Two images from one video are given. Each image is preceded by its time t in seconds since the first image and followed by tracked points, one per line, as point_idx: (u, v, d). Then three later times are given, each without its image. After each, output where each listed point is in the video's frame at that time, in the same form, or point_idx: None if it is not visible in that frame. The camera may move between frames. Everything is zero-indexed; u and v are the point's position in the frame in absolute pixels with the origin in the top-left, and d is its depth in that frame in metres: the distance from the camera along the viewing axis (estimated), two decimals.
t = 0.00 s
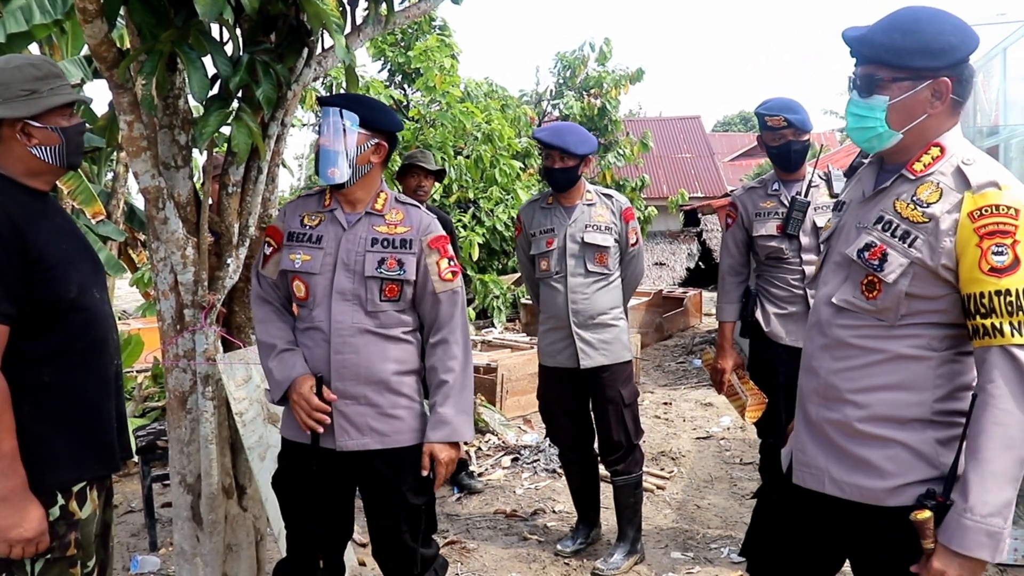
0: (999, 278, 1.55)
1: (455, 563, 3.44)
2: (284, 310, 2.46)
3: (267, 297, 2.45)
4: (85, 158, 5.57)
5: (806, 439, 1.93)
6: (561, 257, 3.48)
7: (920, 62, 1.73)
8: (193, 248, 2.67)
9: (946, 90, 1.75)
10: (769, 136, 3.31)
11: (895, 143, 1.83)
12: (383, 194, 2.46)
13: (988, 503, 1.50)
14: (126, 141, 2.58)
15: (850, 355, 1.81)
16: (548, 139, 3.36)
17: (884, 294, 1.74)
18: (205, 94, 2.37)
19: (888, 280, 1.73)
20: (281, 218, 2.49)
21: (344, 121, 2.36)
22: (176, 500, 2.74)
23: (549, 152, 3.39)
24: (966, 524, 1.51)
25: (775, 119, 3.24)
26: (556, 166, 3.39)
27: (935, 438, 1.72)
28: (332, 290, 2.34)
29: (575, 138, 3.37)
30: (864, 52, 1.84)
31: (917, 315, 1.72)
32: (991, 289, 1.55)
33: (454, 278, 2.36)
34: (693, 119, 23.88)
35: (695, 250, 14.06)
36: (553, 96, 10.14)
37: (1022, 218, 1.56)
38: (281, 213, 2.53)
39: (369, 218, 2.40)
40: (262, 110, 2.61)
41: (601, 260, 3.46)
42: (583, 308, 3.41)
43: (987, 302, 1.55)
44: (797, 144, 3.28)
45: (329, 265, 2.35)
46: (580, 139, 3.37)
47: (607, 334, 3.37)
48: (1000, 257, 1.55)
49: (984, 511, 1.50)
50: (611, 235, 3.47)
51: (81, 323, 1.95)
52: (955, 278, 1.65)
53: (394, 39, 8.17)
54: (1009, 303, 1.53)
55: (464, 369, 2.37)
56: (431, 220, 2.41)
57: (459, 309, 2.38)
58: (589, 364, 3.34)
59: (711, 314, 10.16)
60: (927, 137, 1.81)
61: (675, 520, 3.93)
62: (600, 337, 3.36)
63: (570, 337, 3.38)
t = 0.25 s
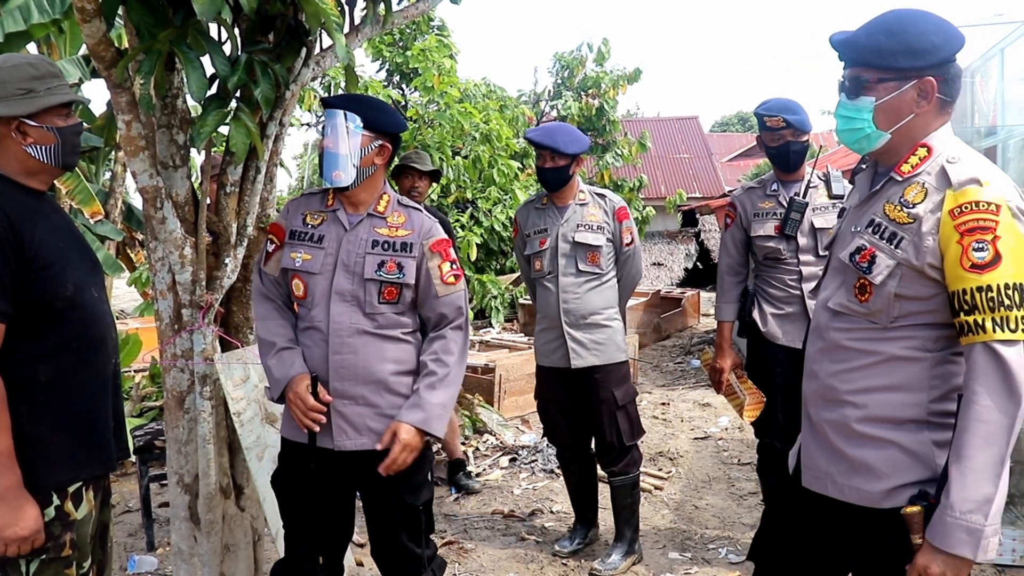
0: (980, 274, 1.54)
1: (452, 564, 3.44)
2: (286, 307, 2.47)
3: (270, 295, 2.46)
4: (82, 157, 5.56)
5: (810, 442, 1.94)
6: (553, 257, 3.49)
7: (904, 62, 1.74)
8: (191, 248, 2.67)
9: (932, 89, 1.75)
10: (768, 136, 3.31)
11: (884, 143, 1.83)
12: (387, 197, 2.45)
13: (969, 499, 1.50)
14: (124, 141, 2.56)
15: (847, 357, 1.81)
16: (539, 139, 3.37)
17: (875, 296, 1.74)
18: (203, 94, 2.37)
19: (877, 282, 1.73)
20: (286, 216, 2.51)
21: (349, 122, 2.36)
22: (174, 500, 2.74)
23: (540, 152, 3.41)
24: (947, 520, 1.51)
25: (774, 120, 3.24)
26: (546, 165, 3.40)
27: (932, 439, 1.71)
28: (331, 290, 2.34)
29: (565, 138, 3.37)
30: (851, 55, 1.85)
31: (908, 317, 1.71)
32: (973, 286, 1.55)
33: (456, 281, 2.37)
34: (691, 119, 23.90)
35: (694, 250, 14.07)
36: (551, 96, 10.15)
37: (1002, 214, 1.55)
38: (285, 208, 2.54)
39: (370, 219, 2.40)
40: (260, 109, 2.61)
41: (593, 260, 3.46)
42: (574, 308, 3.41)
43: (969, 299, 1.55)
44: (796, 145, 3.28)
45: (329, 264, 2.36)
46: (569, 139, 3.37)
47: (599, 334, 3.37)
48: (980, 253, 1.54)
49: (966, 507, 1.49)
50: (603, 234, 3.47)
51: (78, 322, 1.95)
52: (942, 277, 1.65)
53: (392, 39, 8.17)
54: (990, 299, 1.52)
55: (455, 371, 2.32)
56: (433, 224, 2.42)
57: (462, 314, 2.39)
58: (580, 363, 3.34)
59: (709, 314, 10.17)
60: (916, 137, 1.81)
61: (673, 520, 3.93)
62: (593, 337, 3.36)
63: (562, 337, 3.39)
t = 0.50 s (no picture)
0: (969, 270, 1.53)
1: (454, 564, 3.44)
2: (296, 305, 2.46)
3: (279, 292, 2.44)
4: (85, 159, 5.57)
5: (813, 443, 1.94)
6: (553, 257, 3.49)
7: (894, 62, 1.74)
8: (192, 249, 2.67)
9: (923, 87, 1.75)
10: (771, 137, 3.30)
11: (879, 142, 1.84)
12: (397, 198, 2.48)
13: (971, 501, 1.50)
14: (126, 142, 2.56)
15: (846, 357, 1.81)
16: (538, 139, 3.36)
17: (870, 296, 1.74)
18: (204, 95, 2.38)
19: (871, 281, 1.73)
20: (295, 217, 2.52)
21: (371, 131, 2.39)
22: (176, 501, 2.75)
23: (539, 152, 3.41)
24: (952, 523, 1.50)
25: (777, 121, 3.23)
26: (547, 166, 3.40)
27: (930, 440, 1.71)
28: (343, 289, 2.35)
29: (564, 138, 3.37)
30: (845, 55, 1.86)
31: (903, 317, 1.71)
32: (961, 283, 1.54)
33: (463, 283, 2.42)
34: (692, 120, 23.90)
35: (696, 251, 14.07)
36: (553, 97, 10.15)
37: (991, 211, 1.55)
38: (294, 211, 2.55)
39: (382, 219, 2.43)
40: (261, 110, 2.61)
41: (594, 259, 3.46)
42: (575, 308, 3.41)
43: (958, 296, 1.55)
44: (798, 146, 3.28)
45: (340, 263, 2.37)
46: (569, 139, 3.36)
47: (599, 334, 3.36)
48: (969, 249, 1.54)
49: (968, 509, 1.49)
50: (603, 234, 3.47)
51: (80, 320, 1.94)
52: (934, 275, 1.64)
53: (393, 40, 8.18)
54: (978, 295, 1.52)
55: (446, 356, 2.36)
56: (442, 225, 2.46)
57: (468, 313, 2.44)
58: (581, 363, 3.34)
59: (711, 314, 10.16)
60: (911, 135, 1.81)
61: (675, 521, 3.92)
62: (594, 337, 3.36)
63: (563, 337, 3.39)
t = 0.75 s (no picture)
0: (972, 268, 1.53)
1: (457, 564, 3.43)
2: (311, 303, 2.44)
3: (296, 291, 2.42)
4: (89, 157, 5.57)
5: (818, 444, 1.93)
6: (558, 256, 3.49)
7: (897, 61, 1.74)
8: (196, 247, 2.68)
9: (927, 86, 1.74)
10: (777, 139, 3.29)
11: (882, 142, 1.83)
12: (407, 194, 2.50)
13: (968, 500, 1.49)
14: (130, 140, 2.57)
15: (849, 359, 1.81)
16: (544, 139, 3.35)
17: (873, 296, 1.74)
18: (208, 94, 2.38)
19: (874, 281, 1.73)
20: (306, 217, 2.49)
21: (400, 135, 2.42)
22: (179, 499, 2.75)
23: (546, 151, 3.40)
24: (948, 521, 1.50)
25: (783, 123, 3.22)
26: (553, 165, 3.39)
27: (936, 443, 1.69)
28: (361, 287, 2.36)
29: (570, 137, 3.36)
30: (848, 55, 1.86)
31: (906, 317, 1.70)
32: (963, 282, 1.54)
33: (478, 274, 2.47)
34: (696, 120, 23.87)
35: (699, 251, 14.05)
36: (557, 97, 10.14)
37: (993, 209, 1.55)
38: (302, 212, 2.54)
39: (394, 216, 2.45)
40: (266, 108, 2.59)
41: (598, 259, 3.45)
42: (579, 307, 3.41)
43: (960, 294, 1.54)
44: (804, 148, 3.27)
45: (356, 261, 2.38)
46: (576, 139, 3.36)
47: (603, 334, 3.36)
48: (971, 248, 1.53)
49: (965, 508, 1.49)
50: (608, 234, 3.47)
51: (84, 315, 1.93)
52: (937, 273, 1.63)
53: (397, 39, 8.18)
54: (981, 294, 1.51)
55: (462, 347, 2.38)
56: (453, 220, 2.50)
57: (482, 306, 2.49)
58: (585, 362, 3.33)
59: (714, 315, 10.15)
60: (914, 135, 1.80)
61: (678, 521, 3.92)
62: (598, 336, 3.35)
63: (567, 336, 3.38)
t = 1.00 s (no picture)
0: (989, 268, 1.52)
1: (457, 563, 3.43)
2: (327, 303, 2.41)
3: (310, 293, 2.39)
4: (90, 155, 5.57)
5: (826, 446, 1.91)
6: (559, 257, 3.48)
7: (912, 61, 1.73)
8: (198, 246, 2.67)
9: (941, 86, 1.74)
10: (781, 140, 3.29)
11: (895, 143, 1.81)
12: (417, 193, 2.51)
13: (972, 496, 1.49)
14: (132, 139, 2.56)
15: (861, 363, 1.79)
16: (548, 139, 3.35)
17: (886, 297, 1.73)
18: (210, 92, 2.37)
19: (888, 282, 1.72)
20: (316, 217, 2.47)
21: (413, 136, 2.44)
22: (179, 498, 2.75)
23: (548, 151, 3.40)
24: (951, 517, 1.50)
25: (787, 125, 3.21)
26: (556, 165, 3.39)
27: (949, 446, 1.69)
28: (377, 287, 2.36)
29: (574, 138, 3.36)
30: (855, 56, 1.84)
31: (920, 318, 1.69)
32: (982, 282, 1.53)
33: (490, 271, 2.50)
34: (698, 120, 23.86)
35: (700, 251, 14.04)
36: (558, 96, 10.13)
37: (1011, 209, 1.54)
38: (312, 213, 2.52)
39: (406, 216, 2.45)
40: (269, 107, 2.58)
41: (599, 259, 3.46)
42: (580, 307, 3.41)
43: (979, 294, 1.53)
44: (808, 149, 3.27)
45: (370, 261, 2.38)
46: (579, 139, 3.36)
47: (603, 334, 3.36)
48: (989, 247, 1.53)
49: (968, 504, 1.49)
50: (609, 235, 3.47)
51: (87, 313, 1.92)
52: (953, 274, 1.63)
53: (398, 39, 8.19)
54: (1000, 294, 1.51)
55: (482, 341, 2.42)
56: (464, 218, 2.52)
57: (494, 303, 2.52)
58: (585, 362, 3.33)
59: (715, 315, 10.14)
60: (924, 136, 1.80)
61: (678, 521, 3.92)
62: (597, 337, 3.35)
63: (567, 336, 3.38)
